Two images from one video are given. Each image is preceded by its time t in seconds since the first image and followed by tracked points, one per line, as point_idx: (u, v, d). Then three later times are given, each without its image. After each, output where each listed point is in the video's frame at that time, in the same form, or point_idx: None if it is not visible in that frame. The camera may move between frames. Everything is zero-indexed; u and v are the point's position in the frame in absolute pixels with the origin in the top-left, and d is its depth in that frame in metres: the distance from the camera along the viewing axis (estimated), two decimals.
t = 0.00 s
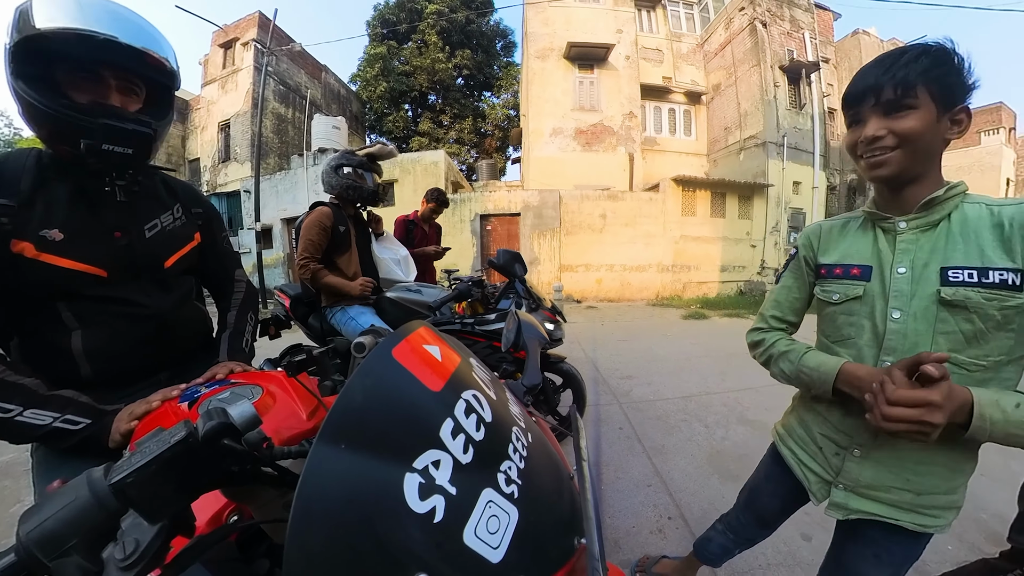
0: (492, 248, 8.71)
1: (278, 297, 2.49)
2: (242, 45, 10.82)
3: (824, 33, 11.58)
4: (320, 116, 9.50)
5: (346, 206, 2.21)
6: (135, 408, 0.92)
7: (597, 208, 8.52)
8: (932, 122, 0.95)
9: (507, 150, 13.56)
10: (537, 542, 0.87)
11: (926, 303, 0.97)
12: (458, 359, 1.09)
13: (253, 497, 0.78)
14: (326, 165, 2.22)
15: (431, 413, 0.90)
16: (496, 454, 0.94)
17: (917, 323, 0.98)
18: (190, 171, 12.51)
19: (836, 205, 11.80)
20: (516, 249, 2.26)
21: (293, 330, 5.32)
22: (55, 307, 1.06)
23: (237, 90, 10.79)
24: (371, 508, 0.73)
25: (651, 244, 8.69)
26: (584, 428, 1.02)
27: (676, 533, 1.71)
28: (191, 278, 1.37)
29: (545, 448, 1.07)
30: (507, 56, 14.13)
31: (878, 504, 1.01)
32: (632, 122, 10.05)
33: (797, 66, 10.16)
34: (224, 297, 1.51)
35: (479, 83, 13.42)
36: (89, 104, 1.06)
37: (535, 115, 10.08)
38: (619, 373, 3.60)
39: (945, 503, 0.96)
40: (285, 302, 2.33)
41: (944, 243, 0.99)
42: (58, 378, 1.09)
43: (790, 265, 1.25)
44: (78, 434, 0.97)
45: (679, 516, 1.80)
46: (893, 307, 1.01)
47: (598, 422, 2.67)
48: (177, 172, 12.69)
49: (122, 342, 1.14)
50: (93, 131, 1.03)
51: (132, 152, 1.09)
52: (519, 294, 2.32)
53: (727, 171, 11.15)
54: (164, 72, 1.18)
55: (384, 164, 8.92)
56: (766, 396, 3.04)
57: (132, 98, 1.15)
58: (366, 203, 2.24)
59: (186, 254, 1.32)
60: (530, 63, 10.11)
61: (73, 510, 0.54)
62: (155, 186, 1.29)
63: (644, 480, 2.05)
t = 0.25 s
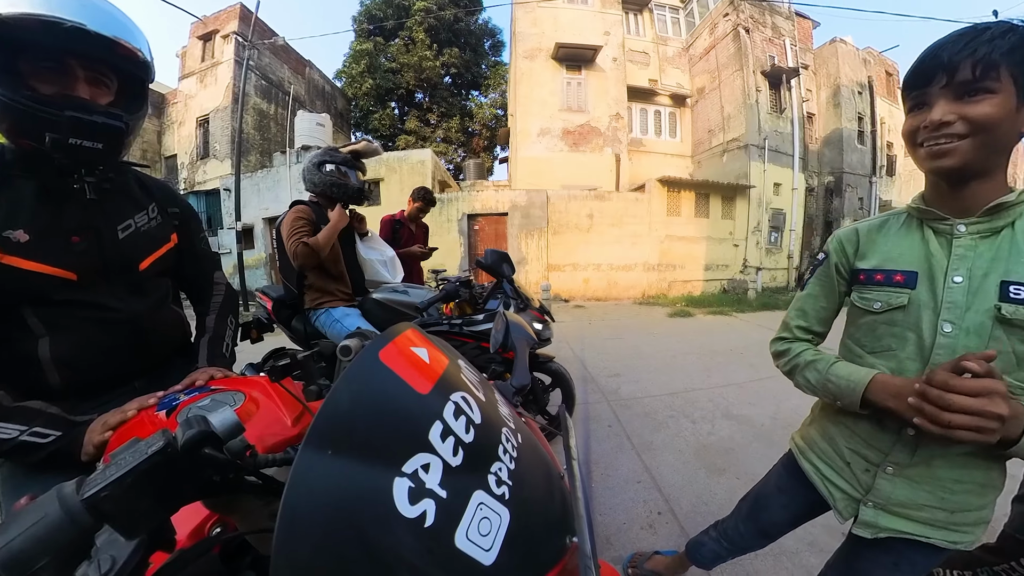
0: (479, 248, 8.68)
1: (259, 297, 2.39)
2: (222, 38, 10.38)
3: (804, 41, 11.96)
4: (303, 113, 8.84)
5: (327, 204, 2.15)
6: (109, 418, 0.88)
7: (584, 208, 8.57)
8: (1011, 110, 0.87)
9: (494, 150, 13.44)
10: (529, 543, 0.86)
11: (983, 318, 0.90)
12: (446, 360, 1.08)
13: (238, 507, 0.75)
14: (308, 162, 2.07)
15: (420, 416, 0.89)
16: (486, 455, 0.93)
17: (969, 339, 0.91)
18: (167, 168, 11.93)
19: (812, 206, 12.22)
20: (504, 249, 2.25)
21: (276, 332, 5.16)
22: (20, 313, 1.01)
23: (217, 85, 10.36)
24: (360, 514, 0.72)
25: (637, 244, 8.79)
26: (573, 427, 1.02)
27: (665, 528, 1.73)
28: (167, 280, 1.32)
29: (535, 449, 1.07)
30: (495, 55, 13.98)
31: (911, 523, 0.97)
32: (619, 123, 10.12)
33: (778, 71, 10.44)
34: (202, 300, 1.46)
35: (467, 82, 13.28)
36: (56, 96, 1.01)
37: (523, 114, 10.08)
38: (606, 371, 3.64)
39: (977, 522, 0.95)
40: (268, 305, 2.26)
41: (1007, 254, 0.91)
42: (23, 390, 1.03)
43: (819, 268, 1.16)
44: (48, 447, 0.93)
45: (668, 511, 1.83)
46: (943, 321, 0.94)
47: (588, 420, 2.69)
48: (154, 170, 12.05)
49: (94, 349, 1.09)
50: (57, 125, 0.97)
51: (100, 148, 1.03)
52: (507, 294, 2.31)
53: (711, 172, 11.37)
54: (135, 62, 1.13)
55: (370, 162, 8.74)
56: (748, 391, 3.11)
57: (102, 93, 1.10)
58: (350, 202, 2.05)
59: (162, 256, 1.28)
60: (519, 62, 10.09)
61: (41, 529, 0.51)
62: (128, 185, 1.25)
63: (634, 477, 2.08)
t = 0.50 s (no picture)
0: (468, 247, 8.64)
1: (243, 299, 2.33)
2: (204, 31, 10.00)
3: (786, 47, 12.27)
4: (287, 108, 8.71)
5: (314, 204, 2.13)
6: (86, 427, 0.84)
7: (573, 207, 8.62)
8: None
9: (483, 149, 13.34)
10: (524, 543, 0.86)
11: (978, 318, 0.94)
12: (435, 361, 1.07)
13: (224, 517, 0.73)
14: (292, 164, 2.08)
15: (410, 418, 0.88)
16: (478, 455, 0.93)
17: (964, 338, 0.95)
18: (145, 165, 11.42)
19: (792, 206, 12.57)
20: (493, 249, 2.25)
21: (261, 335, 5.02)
22: None
23: (198, 79, 9.97)
24: (351, 519, 0.71)
25: (625, 243, 8.88)
26: (563, 425, 1.03)
27: (656, 522, 1.76)
28: (144, 283, 1.30)
29: (527, 449, 1.07)
30: (484, 54, 13.85)
31: (905, 515, 1.02)
32: (607, 124, 10.13)
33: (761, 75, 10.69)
34: (182, 300, 1.47)
35: (457, 81, 13.12)
36: (24, 86, 0.99)
37: (511, 114, 10.06)
38: (596, 369, 3.68)
39: (965, 512, 1.01)
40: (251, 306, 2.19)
41: (1003, 257, 0.95)
42: None
43: (822, 268, 1.21)
44: (20, 459, 0.89)
45: (659, 506, 1.85)
46: (941, 320, 0.98)
47: (578, 418, 2.72)
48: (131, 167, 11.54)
49: (68, 356, 1.05)
50: (21, 119, 0.93)
51: (72, 142, 1.00)
52: (497, 293, 2.30)
53: (697, 173, 11.55)
54: (110, 52, 1.14)
55: (356, 160, 8.57)
56: (733, 386, 3.20)
57: (75, 84, 1.11)
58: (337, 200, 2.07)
59: (140, 257, 1.26)
60: (508, 62, 10.06)
61: (15, 547, 0.49)
62: (104, 183, 1.22)
63: (625, 473, 2.10)
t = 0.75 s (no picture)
0: (455, 246, 8.56)
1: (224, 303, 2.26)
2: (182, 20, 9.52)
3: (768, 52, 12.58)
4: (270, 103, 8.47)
5: (295, 201, 2.07)
6: (57, 439, 0.80)
7: (560, 206, 8.63)
8: (973, 128, 0.95)
9: (470, 147, 13.20)
10: (515, 542, 0.86)
11: (925, 307, 0.99)
12: (424, 361, 1.06)
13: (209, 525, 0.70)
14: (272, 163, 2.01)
15: (398, 419, 0.87)
16: (468, 455, 0.92)
17: (911, 325, 1.00)
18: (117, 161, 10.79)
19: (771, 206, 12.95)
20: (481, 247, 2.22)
21: (242, 338, 4.86)
22: None
23: (174, 70, 9.50)
24: (341, 524, 0.70)
25: (612, 241, 8.96)
26: (553, 423, 1.03)
27: (645, 515, 1.79)
28: (115, 285, 1.24)
29: (517, 447, 1.07)
30: (472, 51, 13.65)
31: (853, 487, 1.06)
32: (594, 124, 10.14)
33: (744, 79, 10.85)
34: (159, 303, 1.42)
35: (444, 78, 12.90)
36: None
37: (499, 112, 10.00)
38: (584, 366, 3.71)
39: (911, 487, 1.03)
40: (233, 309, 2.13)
41: (951, 252, 0.99)
42: None
43: (792, 257, 1.25)
44: None
45: (648, 499, 1.89)
46: (891, 308, 1.03)
47: (567, 415, 2.74)
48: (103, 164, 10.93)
49: (33, 364, 1.00)
50: None
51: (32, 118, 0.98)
52: (485, 292, 2.29)
53: (682, 173, 11.70)
54: (100, 48, 1.15)
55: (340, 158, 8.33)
56: (717, 381, 3.28)
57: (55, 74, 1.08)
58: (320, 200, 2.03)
59: (110, 258, 1.20)
60: (496, 60, 9.98)
61: None
62: (68, 179, 1.15)
63: (614, 468, 2.13)
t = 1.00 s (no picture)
0: (444, 246, 8.49)
1: (207, 305, 2.18)
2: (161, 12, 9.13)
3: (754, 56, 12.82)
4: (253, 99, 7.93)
5: (280, 201, 2.02)
6: (30, 450, 0.76)
7: (549, 206, 8.64)
8: (921, 131, 0.96)
9: (459, 146, 13.05)
10: (508, 540, 0.86)
11: (882, 297, 1.00)
12: (413, 362, 1.05)
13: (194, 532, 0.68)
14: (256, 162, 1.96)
15: (388, 421, 0.85)
16: (460, 455, 0.92)
17: (869, 315, 1.01)
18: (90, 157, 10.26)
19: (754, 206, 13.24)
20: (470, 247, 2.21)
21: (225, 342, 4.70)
22: None
23: (153, 64, 9.08)
24: (332, 528, 0.69)
25: (600, 241, 9.02)
26: (544, 421, 1.03)
27: (636, 510, 1.81)
28: (93, 287, 1.19)
29: (508, 446, 1.06)
30: (462, 50, 13.48)
31: (812, 465, 1.06)
32: (582, 124, 10.05)
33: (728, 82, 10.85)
34: (138, 305, 1.37)
35: (433, 76, 12.72)
36: None
37: (488, 111, 9.94)
38: (573, 364, 3.74)
39: (868, 469, 1.02)
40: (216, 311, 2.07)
41: (909, 247, 1.00)
42: None
43: (770, 251, 1.28)
44: None
45: (638, 494, 1.91)
46: (850, 298, 1.04)
47: (558, 413, 2.75)
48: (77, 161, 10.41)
49: (4, 370, 0.95)
50: None
51: (32, 113, 0.94)
52: (474, 292, 2.27)
53: (669, 173, 11.78)
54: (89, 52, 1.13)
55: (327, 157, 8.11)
56: (703, 377, 3.35)
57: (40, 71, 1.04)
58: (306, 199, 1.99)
59: (85, 260, 1.14)
60: (485, 59, 9.90)
61: None
62: (47, 178, 1.11)
63: (604, 464, 2.15)
